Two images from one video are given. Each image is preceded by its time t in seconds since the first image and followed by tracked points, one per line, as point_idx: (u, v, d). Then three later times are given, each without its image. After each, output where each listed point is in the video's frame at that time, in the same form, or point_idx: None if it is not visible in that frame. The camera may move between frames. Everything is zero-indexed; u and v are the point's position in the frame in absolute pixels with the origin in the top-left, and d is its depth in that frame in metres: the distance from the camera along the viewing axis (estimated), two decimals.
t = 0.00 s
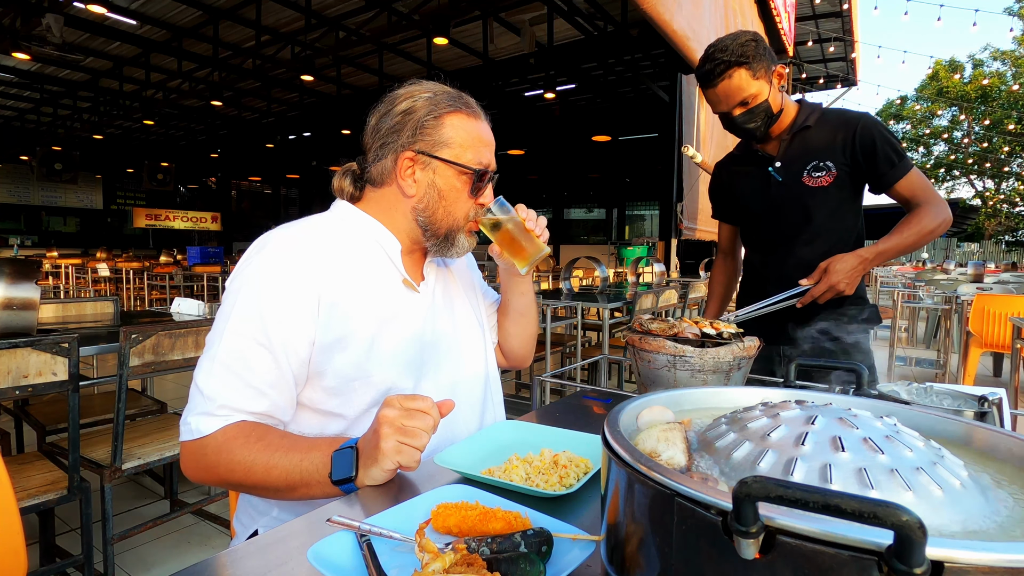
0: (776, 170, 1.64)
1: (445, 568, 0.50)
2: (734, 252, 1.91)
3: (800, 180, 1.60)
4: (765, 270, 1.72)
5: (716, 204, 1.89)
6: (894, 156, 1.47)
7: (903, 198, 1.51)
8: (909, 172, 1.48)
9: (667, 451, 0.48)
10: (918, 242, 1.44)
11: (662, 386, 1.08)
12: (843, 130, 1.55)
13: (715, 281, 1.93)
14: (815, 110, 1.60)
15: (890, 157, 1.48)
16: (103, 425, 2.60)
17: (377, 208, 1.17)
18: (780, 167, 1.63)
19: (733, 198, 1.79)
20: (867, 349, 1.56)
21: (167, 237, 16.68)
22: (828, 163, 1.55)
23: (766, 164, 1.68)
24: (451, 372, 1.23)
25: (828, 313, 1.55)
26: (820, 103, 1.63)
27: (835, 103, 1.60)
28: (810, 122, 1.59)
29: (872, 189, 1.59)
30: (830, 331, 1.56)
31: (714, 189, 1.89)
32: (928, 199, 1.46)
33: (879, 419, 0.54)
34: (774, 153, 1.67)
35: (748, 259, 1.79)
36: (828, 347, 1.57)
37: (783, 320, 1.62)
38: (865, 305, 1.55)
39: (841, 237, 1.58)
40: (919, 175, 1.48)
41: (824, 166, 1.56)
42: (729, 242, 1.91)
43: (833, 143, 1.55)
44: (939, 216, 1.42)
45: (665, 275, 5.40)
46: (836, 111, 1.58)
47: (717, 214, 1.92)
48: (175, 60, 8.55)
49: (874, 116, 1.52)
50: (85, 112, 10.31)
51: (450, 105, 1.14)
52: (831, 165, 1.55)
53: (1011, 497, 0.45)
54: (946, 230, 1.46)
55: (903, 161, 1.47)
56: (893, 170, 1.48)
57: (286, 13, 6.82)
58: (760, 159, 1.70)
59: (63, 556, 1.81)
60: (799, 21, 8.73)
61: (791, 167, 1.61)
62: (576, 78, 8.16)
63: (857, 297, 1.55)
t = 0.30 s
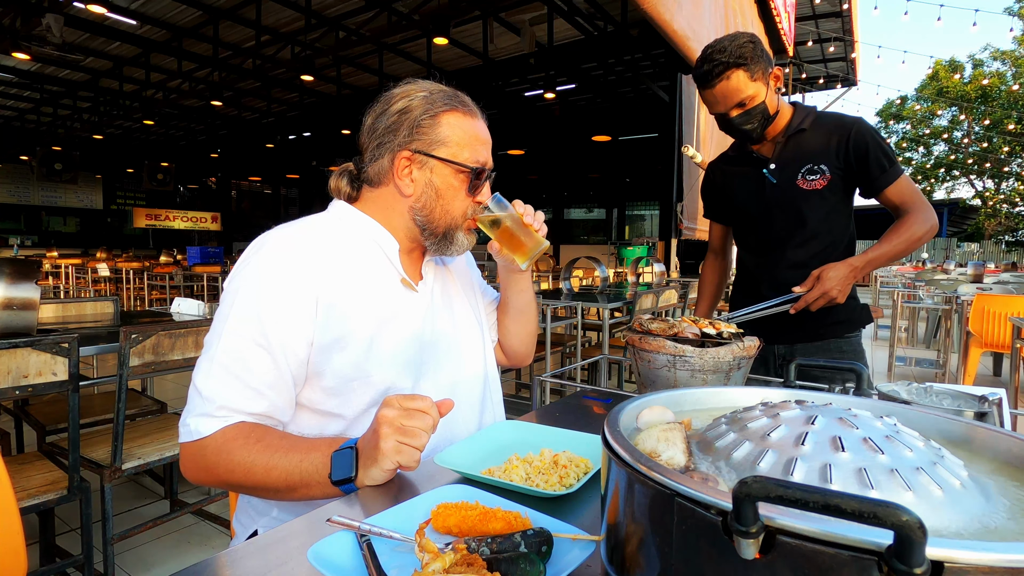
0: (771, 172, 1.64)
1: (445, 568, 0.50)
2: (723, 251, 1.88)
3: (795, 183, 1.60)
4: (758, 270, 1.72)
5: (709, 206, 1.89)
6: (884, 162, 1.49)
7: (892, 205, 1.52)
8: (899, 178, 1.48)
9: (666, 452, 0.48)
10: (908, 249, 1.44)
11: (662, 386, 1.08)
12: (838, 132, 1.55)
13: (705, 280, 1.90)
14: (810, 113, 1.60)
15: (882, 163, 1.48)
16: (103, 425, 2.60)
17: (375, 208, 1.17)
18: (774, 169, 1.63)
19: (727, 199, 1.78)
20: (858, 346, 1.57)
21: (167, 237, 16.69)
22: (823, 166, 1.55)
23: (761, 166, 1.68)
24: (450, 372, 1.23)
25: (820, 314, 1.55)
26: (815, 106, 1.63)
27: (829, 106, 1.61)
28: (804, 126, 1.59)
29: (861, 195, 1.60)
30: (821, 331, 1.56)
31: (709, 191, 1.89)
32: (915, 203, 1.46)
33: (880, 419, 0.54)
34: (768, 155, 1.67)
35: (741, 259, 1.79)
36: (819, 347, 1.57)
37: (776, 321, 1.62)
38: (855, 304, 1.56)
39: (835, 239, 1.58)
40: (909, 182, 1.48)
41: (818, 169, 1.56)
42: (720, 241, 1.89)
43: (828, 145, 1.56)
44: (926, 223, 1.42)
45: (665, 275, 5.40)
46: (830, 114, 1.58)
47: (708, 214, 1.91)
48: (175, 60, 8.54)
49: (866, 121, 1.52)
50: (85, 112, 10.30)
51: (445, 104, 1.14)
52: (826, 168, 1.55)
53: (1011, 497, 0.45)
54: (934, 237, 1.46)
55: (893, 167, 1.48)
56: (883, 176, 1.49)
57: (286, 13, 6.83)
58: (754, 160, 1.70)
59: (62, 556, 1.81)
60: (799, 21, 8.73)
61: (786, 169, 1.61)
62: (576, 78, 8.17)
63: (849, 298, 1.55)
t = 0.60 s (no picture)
0: (771, 172, 1.63)
1: (445, 567, 0.50)
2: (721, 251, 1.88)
3: (795, 183, 1.60)
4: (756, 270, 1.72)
5: (708, 206, 1.89)
6: (884, 164, 1.48)
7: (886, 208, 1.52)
8: (897, 180, 1.48)
9: (666, 451, 0.48)
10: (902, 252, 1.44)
11: (661, 386, 1.08)
12: (839, 133, 1.55)
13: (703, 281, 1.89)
14: (809, 114, 1.60)
15: (880, 165, 1.49)
16: (103, 425, 2.60)
17: (374, 208, 1.17)
18: (774, 169, 1.63)
19: (729, 200, 1.78)
20: (856, 346, 1.57)
21: (167, 237, 16.68)
22: (822, 167, 1.56)
23: (761, 166, 1.68)
24: (450, 372, 1.23)
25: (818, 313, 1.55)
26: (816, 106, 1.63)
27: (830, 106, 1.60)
28: (804, 126, 1.59)
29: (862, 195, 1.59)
30: (819, 331, 1.55)
31: (708, 191, 1.89)
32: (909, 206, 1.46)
33: (879, 419, 0.54)
34: (768, 154, 1.67)
35: (740, 260, 1.79)
36: (818, 347, 1.57)
37: (774, 321, 1.62)
38: (853, 305, 1.56)
39: (834, 240, 1.58)
40: (905, 184, 1.48)
41: (818, 169, 1.56)
42: (719, 242, 1.89)
43: (827, 146, 1.56)
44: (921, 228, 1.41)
45: (664, 275, 5.40)
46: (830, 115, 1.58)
47: (708, 214, 1.91)
48: (175, 60, 8.55)
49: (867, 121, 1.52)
50: (85, 112, 10.30)
51: (443, 103, 1.14)
52: (825, 168, 1.55)
53: (1012, 498, 0.45)
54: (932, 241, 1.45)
55: (894, 168, 1.48)
56: (882, 178, 1.48)
57: (285, 13, 6.83)
58: (755, 160, 1.70)
59: (63, 556, 1.81)
60: (799, 21, 8.73)
61: (786, 169, 1.61)
62: (576, 78, 8.17)
63: (847, 298, 1.55)
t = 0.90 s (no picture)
0: (775, 170, 1.63)
1: (445, 567, 0.50)
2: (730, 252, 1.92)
3: (799, 180, 1.60)
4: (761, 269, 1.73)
5: (713, 205, 1.88)
6: (894, 154, 1.45)
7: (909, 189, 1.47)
8: (914, 165, 1.44)
9: (666, 451, 0.48)
10: (930, 225, 1.37)
11: (661, 386, 1.08)
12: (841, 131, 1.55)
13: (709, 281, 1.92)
14: (813, 111, 1.60)
15: (894, 152, 1.45)
16: (103, 425, 2.60)
17: (373, 208, 1.17)
18: (778, 167, 1.63)
19: (732, 199, 1.78)
20: (863, 348, 1.56)
21: (167, 237, 16.68)
22: (826, 163, 1.55)
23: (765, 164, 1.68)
24: (450, 372, 1.23)
25: (819, 313, 1.55)
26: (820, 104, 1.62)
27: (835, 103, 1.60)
28: (808, 123, 1.59)
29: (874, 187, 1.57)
30: (820, 331, 1.55)
31: (712, 191, 1.89)
32: (938, 183, 1.40)
33: (879, 419, 0.54)
34: (772, 153, 1.67)
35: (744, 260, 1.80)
36: (820, 347, 1.57)
37: (781, 321, 1.62)
38: (860, 305, 1.55)
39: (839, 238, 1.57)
40: (926, 166, 1.44)
41: (822, 165, 1.56)
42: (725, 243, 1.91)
43: (830, 144, 1.56)
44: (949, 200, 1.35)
45: (665, 275, 5.40)
46: (834, 112, 1.57)
47: (714, 213, 1.92)
48: (175, 60, 8.55)
49: (874, 116, 1.51)
50: (85, 112, 10.31)
51: (444, 104, 1.14)
52: (829, 164, 1.55)
53: (1012, 498, 0.45)
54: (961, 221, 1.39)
55: (909, 154, 1.44)
56: (897, 165, 1.45)
57: (285, 13, 6.82)
58: (759, 159, 1.70)
59: (63, 557, 1.81)
60: (799, 21, 8.73)
61: (790, 167, 1.61)
62: (576, 78, 8.17)
63: (851, 298, 1.54)
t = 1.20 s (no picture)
0: (784, 168, 1.64)
1: (445, 567, 0.50)
2: (742, 253, 1.92)
3: (806, 178, 1.60)
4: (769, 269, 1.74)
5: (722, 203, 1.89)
6: (898, 147, 1.41)
7: (905, 190, 1.41)
8: (914, 163, 1.39)
9: (666, 451, 0.48)
10: (922, 229, 1.32)
11: (661, 386, 1.08)
12: (847, 129, 1.54)
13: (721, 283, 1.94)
14: (823, 109, 1.59)
15: (892, 149, 1.42)
16: (103, 425, 2.60)
17: (372, 210, 1.17)
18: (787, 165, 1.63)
19: (740, 197, 1.79)
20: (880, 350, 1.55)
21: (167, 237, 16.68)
22: (832, 160, 1.55)
23: (774, 163, 1.69)
24: (450, 372, 1.23)
25: (834, 314, 1.55)
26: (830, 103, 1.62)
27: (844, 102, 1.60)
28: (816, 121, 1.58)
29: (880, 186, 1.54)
30: (836, 332, 1.55)
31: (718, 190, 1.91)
32: (934, 185, 1.34)
33: (880, 419, 0.54)
34: (781, 151, 1.67)
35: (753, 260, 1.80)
36: (833, 348, 1.57)
37: (791, 322, 1.62)
38: (876, 305, 1.55)
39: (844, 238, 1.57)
40: (926, 166, 1.38)
41: (828, 162, 1.55)
42: (737, 243, 1.93)
43: (836, 141, 1.55)
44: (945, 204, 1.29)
45: (665, 276, 5.41)
46: (843, 110, 1.57)
47: (725, 213, 1.92)
48: (175, 60, 8.55)
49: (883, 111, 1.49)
50: (85, 112, 10.32)
51: (445, 102, 1.13)
52: (835, 162, 1.54)
53: (1011, 498, 0.45)
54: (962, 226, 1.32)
55: (909, 150, 1.40)
56: (896, 161, 1.42)
57: (285, 13, 6.82)
58: (768, 157, 1.71)
59: (63, 556, 1.81)
60: (799, 21, 8.74)
61: (798, 165, 1.61)
62: (576, 78, 8.18)
63: (867, 298, 1.54)
